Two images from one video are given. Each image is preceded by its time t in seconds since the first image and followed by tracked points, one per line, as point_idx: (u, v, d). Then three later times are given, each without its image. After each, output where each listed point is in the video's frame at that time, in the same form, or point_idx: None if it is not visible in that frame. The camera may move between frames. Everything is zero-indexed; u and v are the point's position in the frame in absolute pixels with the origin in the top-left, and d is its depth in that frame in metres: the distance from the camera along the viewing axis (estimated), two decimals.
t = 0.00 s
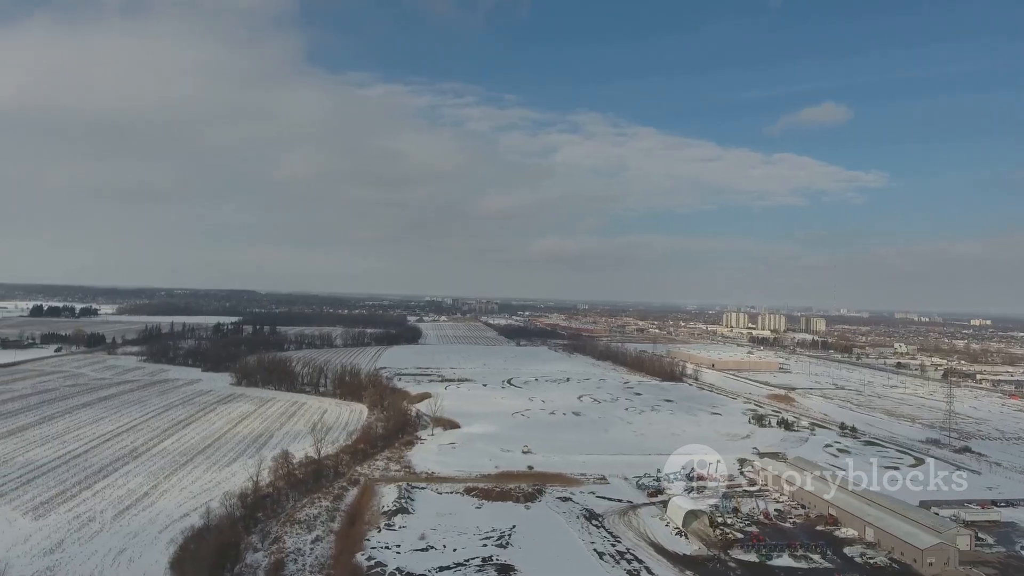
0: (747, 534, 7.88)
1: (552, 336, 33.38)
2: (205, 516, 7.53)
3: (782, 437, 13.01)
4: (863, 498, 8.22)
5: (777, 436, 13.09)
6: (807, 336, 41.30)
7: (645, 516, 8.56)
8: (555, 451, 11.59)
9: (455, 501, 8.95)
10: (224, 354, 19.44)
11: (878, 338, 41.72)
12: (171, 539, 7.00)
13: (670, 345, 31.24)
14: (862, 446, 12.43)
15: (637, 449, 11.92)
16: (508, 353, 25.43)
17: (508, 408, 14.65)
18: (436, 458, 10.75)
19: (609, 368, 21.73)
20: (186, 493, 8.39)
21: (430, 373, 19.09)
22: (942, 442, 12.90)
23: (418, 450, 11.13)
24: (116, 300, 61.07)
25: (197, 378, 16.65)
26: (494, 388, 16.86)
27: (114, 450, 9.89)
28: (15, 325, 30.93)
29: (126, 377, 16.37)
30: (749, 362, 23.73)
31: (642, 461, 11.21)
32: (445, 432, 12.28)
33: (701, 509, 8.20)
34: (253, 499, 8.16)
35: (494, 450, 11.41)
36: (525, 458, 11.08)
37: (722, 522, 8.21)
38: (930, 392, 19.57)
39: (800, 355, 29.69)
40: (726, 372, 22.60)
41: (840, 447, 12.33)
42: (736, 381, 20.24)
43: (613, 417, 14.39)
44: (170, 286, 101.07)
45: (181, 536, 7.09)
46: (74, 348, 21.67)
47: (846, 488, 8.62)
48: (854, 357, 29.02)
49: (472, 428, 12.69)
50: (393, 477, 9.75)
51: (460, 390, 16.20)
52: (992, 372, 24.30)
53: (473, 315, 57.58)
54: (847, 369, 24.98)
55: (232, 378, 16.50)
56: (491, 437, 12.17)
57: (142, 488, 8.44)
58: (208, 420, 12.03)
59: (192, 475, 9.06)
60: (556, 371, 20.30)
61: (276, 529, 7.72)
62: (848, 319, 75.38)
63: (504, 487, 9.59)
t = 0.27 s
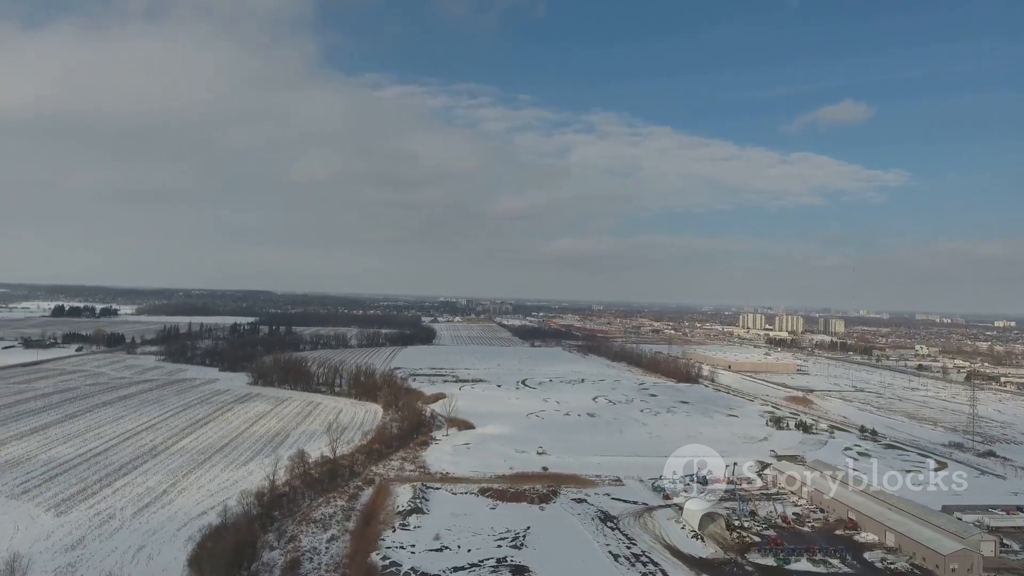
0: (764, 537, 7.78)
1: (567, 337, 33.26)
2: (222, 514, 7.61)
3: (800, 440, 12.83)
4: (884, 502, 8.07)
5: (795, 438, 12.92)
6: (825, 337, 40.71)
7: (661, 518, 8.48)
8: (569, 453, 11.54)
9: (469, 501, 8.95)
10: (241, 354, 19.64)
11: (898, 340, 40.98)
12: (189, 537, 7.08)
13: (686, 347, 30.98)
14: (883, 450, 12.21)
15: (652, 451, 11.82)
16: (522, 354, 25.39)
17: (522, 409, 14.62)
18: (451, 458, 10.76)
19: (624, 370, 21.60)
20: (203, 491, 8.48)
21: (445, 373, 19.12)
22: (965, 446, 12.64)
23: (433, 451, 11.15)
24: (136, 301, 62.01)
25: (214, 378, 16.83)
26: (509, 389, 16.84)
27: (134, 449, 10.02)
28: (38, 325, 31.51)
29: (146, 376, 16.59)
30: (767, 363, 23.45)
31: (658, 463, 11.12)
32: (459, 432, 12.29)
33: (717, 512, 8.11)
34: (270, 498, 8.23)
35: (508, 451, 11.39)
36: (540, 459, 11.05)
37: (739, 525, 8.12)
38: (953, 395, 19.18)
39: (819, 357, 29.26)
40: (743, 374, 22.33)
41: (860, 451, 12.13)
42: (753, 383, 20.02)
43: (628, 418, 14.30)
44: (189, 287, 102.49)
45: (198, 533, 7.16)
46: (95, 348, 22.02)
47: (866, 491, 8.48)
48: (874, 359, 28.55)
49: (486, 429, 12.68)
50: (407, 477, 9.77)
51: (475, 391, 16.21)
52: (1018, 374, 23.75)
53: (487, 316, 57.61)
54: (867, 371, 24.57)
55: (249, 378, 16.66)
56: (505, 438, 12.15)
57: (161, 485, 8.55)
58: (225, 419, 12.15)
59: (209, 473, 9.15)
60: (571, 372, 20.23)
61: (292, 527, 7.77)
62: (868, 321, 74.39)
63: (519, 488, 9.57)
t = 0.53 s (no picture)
0: (787, 542, 7.65)
1: (585, 338, 33.11)
2: (244, 513, 7.69)
3: (824, 443, 12.61)
4: (910, 508, 7.90)
5: (818, 442, 12.69)
6: (850, 339, 39.98)
7: (680, 522, 8.39)
8: (588, 454, 11.48)
9: (487, 502, 8.95)
10: (262, 354, 19.88)
11: (925, 342, 40.08)
12: (211, 534, 7.17)
13: (706, 348, 30.65)
14: (910, 454, 11.95)
15: (672, 453, 11.70)
16: (541, 355, 25.33)
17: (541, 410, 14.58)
18: (469, 459, 10.76)
19: (643, 371, 21.43)
20: (225, 489, 8.59)
21: (463, 374, 19.14)
22: (996, 451, 12.32)
23: (451, 451, 11.17)
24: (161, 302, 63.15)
25: (236, 377, 17.05)
26: (527, 390, 16.81)
27: (158, 447, 10.19)
28: (66, 325, 32.20)
29: (169, 376, 16.86)
30: (789, 365, 23.09)
31: (678, 465, 11.00)
32: (477, 433, 12.29)
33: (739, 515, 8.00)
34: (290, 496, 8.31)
35: (526, 452, 11.37)
36: (558, 460, 11.01)
37: (760, 530, 7.99)
38: (983, 398, 18.70)
39: (843, 359, 28.75)
40: (765, 376, 22.02)
41: (886, 455, 11.88)
42: (775, 385, 19.73)
43: (647, 420, 14.18)
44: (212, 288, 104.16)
45: (220, 531, 7.25)
46: (121, 348, 22.44)
47: (892, 497, 8.30)
48: (900, 362, 27.97)
49: (504, 430, 12.67)
50: (426, 477, 9.80)
51: (493, 392, 16.20)
52: None
53: (505, 317, 57.62)
54: (893, 373, 24.07)
55: (269, 378, 16.85)
56: (523, 439, 12.13)
57: (184, 483, 8.68)
58: (246, 418, 12.30)
59: (231, 472, 9.26)
60: (590, 373, 20.13)
61: (312, 526, 7.84)
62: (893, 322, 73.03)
63: (537, 489, 9.54)
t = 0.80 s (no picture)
0: (807, 546, 7.53)
1: (602, 339, 32.95)
2: (262, 511, 7.76)
3: (845, 446, 12.40)
4: (935, 513, 7.73)
5: (839, 445, 12.49)
6: (871, 340, 39.33)
7: (698, 525, 8.30)
8: (604, 456, 11.42)
9: (503, 503, 8.93)
10: (280, 354, 20.07)
11: (951, 344, 39.20)
12: (230, 532, 7.25)
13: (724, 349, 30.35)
14: (934, 458, 11.70)
15: (689, 455, 11.59)
16: (557, 356, 25.26)
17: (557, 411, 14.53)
18: (485, 459, 10.76)
19: (660, 372, 21.27)
20: (244, 487, 8.68)
21: (479, 374, 19.15)
22: None
23: (467, 451, 11.18)
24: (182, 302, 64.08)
25: (254, 377, 17.23)
26: (543, 391, 16.76)
27: (178, 445, 10.33)
28: (89, 325, 32.78)
29: (190, 375, 17.09)
30: (810, 367, 22.77)
31: (696, 468, 10.89)
32: (493, 434, 12.28)
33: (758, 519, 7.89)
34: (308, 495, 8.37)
35: (542, 453, 11.34)
36: (574, 462, 10.96)
37: (780, 533, 7.87)
38: (1010, 401, 18.26)
39: (865, 361, 28.26)
40: (784, 378, 21.73)
41: (909, 458, 11.66)
42: (795, 387, 19.46)
43: (664, 421, 14.06)
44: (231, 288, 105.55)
45: (239, 529, 7.32)
46: (142, 347, 22.79)
47: (915, 501, 8.13)
48: (924, 364, 27.44)
49: (520, 430, 12.65)
50: (442, 478, 9.81)
51: (509, 392, 16.18)
52: None
53: (520, 318, 57.57)
54: (917, 376, 23.62)
55: (287, 377, 17.00)
56: (539, 440, 12.10)
57: (203, 481, 8.79)
58: (265, 417, 12.42)
59: (249, 470, 9.36)
60: (606, 374, 20.02)
61: (329, 525, 7.89)
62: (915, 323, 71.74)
63: (553, 491, 9.50)
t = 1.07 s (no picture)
0: (833, 552, 7.37)
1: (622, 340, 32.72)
2: (284, 509, 7.85)
3: (872, 450, 12.13)
4: (966, 519, 7.52)
5: (866, 449, 12.22)
6: (900, 343, 38.48)
7: (720, 529, 8.18)
8: (625, 458, 11.32)
9: (522, 504, 8.91)
10: (301, 354, 20.28)
11: (983, 347, 38.16)
12: (253, 530, 7.34)
13: (747, 351, 29.93)
14: (965, 463, 11.39)
15: (711, 458, 11.44)
16: (576, 357, 25.14)
17: (576, 412, 14.46)
18: (505, 461, 10.74)
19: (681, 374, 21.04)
20: (266, 486, 8.79)
21: (498, 375, 19.13)
22: None
23: (487, 452, 11.17)
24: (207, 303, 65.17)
25: (276, 377, 17.42)
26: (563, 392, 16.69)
27: (202, 443, 10.49)
28: (116, 325, 33.47)
29: (214, 375, 17.35)
30: (835, 370, 22.34)
31: (717, 471, 10.74)
32: (513, 435, 12.26)
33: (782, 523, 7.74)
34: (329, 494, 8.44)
35: (562, 454, 11.29)
36: (594, 463, 10.89)
37: (804, 538, 7.72)
38: None
39: (892, 363, 27.67)
40: (809, 381, 21.34)
41: (939, 463, 11.37)
42: (820, 390, 19.11)
43: (686, 424, 13.90)
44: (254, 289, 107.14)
45: (261, 527, 7.41)
46: (168, 347, 23.21)
47: (945, 507, 7.92)
48: (954, 367, 26.75)
49: (540, 432, 12.61)
50: (462, 479, 9.81)
51: (529, 393, 16.14)
52: None
53: (539, 319, 57.47)
54: (947, 379, 23.03)
55: (309, 377, 17.17)
56: (559, 441, 12.05)
57: (227, 479, 8.92)
58: (286, 417, 12.56)
59: (271, 469, 9.47)
60: (626, 376, 19.89)
61: (350, 524, 7.94)
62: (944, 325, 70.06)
63: (573, 492, 9.45)
